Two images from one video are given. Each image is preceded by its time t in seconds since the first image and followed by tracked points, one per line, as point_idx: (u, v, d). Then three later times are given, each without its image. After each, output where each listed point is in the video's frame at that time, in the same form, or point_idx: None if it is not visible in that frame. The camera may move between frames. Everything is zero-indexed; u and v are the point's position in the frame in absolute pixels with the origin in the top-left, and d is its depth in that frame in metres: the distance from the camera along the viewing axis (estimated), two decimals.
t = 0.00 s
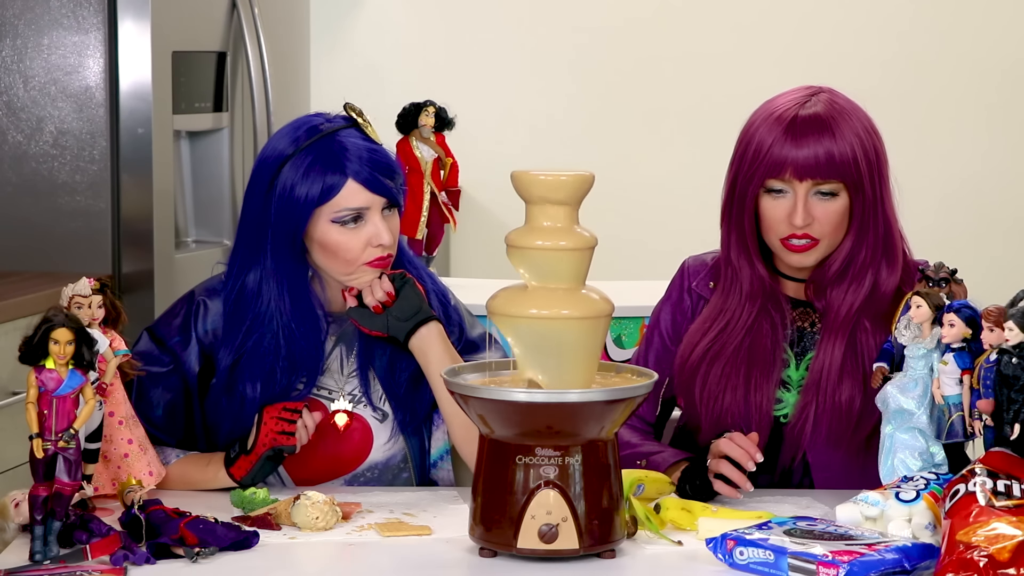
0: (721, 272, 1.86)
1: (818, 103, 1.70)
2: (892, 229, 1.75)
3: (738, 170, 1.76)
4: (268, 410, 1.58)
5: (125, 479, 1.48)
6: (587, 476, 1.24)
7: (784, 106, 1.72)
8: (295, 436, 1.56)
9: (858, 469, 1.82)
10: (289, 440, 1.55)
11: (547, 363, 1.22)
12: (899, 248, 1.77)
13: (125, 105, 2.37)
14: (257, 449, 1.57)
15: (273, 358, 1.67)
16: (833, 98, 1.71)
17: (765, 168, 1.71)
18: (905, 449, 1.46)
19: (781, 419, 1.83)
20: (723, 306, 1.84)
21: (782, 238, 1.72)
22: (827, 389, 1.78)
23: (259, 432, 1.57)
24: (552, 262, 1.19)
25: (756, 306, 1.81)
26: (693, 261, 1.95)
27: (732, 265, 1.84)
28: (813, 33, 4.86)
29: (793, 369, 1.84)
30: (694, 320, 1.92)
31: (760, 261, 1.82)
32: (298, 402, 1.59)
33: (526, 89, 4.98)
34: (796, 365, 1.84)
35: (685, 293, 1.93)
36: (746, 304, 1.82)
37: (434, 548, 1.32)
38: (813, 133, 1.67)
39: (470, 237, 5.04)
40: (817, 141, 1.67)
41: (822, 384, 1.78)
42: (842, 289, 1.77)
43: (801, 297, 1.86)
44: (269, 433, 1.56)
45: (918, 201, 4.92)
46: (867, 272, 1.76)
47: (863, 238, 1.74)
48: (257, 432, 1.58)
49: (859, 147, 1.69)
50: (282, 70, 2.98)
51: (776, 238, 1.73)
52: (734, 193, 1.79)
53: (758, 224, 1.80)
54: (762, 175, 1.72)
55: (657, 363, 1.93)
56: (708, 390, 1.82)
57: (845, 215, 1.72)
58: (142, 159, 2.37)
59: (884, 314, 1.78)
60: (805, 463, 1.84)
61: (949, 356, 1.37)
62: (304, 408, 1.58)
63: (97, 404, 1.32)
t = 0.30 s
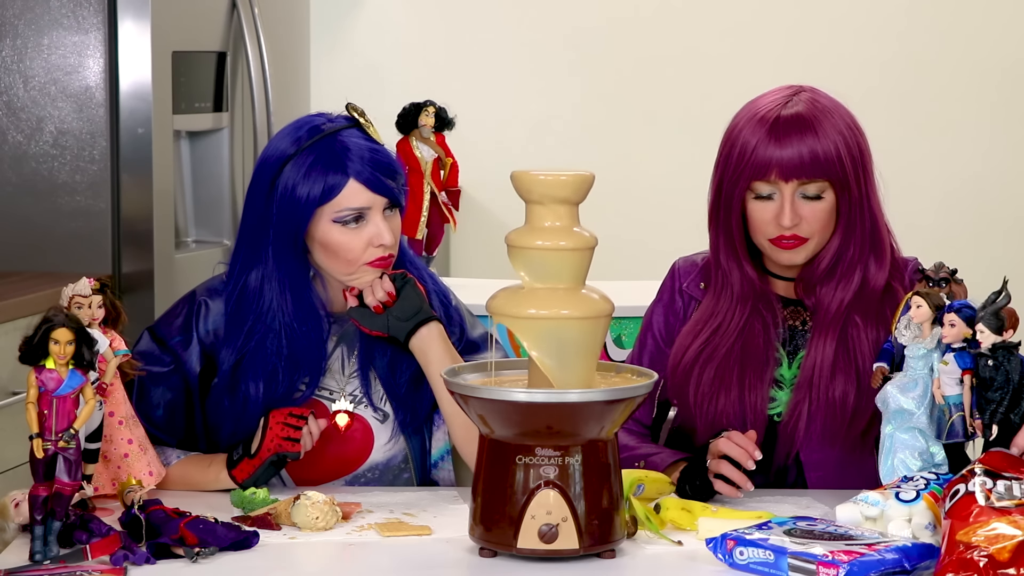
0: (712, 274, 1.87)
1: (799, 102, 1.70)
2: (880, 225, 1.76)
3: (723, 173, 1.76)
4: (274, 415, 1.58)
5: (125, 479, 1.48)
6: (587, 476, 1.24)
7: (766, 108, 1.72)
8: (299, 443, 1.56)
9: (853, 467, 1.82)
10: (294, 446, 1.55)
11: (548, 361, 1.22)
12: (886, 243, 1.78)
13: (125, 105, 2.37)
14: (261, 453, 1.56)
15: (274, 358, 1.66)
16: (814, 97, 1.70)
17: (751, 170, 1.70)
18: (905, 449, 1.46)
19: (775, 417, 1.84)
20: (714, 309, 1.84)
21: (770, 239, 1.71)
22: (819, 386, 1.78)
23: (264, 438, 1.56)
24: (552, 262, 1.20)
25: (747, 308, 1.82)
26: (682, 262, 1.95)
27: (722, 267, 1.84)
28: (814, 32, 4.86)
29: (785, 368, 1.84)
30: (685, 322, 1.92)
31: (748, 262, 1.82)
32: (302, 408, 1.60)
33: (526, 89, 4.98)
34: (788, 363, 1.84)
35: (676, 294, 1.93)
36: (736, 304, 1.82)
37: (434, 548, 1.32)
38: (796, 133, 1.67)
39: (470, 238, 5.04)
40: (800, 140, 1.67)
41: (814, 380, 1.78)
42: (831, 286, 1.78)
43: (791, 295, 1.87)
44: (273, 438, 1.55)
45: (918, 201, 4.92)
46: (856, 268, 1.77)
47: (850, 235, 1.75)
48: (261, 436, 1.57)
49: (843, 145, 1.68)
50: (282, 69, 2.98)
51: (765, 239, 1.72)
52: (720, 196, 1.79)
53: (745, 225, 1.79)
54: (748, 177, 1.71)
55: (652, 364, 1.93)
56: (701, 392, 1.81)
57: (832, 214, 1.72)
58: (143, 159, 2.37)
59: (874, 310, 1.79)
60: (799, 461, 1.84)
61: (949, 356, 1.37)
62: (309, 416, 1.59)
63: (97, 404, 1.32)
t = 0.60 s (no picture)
0: (705, 276, 1.86)
1: (789, 102, 1.70)
2: (873, 221, 1.77)
3: (715, 176, 1.75)
4: (280, 417, 1.58)
5: (125, 479, 1.48)
6: (587, 476, 1.24)
7: (756, 109, 1.72)
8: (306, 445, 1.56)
9: (848, 465, 1.82)
10: (300, 449, 1.55)
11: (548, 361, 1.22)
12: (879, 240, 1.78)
13: (125, 105, 2.37)
14: (267, 455, 1.56)
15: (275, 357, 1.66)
16: (804, 96, 1.71)
17: (746, 172, 1.70)
18: (905, 449, 1.46)
19: (771, 417, 1.83)
20: (708, 311, 1.84)
21: (768, 240, 1.71)
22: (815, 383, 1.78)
23: (269, 440, 1.56)
24: (552, 262, 1.19)
25: (741, 309, 1.82)
26: (672, 267, 1.95)
27: (716, 270, 1.84)
28: (815, 32, 4.85)
29: (780, 367, 1.84)
30: (680, 323, 1.91)
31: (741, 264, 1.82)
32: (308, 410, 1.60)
33: (527, 90, 4.98)
34: (783, 362, 1.84)
35: (670, 296, 1.92)
36: (731, 304, 1.83)
37: (434, 548, 1.32)
38: (790, 133, 1.67)
39: (470, 238, 5.04)
40: (794, 140, 1.67)
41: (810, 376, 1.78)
42: (826, 283, 1.79)
43: (784, 295, 1.87)
44: (280, 440, 1.56)
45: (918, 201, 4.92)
46: (850, 263, 1.77)
47: (845, 231, 1.75)
48: (267, 437, 1.58)
49: (835, 142, 1.69)
50: (281, 69, 2.98)
51: (762, 239, 1.72)
52: (712, 198, 1.78)
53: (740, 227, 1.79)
54: (744, 179, 1.70)
55: (648, 364, 1.94)
56: (698, 395, 1.81)
57: (827, 212, 1.73)
58: (142, 159, 2.37)
59: (869, 306, 1.79)
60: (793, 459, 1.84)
61: (949, 356, 1.37)
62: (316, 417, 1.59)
63: (97, 405, 1.32)
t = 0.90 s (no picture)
0: (703, 277, 1.87)
1: (786, 102, 1.70)
2: (870, 222, 1.77)
3: (712, 178, 1.75)
4: (278, 417, 1.59)
5: (125, 479, 1.48)
6: (587, 476, 1.24)
7: (752, 110, 1.72)
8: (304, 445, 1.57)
9: (847, 465, 1.82)
10: (298, 449, 1.56)
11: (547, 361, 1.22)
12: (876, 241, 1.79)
13: (125, 105, 2.37)
14: (266, 454, 1.56)
15: (275, 358, 1.66)
16: (800, 97, 1.71)
17: (743, 174, 1.70)
18: (905, 449, 1.46)
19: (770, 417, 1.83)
20: (706, 314, 1.84)
21: (765, 241, 1.71)
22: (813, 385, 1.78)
23: (268, 438, 1.57)
24: (552, 262, 1.19)
25: (740, 309, 1.82)
26: (671, 267, 1.94)
27: (713, 271, 1.84)
28: (816, 30, 4.85)
29: (778, 367, 1.84)
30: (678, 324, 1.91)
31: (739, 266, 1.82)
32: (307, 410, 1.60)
33: (527, 89, 4.98)
34: (781, 363, 1.84)
35: (669, 296, 1.92)
36: (730, 306, 1.83)
37: (435, 548, 1.32)
38: (786, 134, 1.67)
39: (470, 238, 5.04)
40: (791, 141, 1.67)
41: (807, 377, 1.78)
42: (824, 282, 1.79)
43: (782, 295, 1.88)
44: (278, 439, 1.56)
45: (919, 201, 4.91)
46: (847, 263, 1.78)
47: (842, 231, 1.76)
48: (266, 436, 1.58)
49: (832, 143, 1.69)
50: (281, 69, 2.98)
51: (759, 240, 1.72)
52: (709, 198, 1.78)
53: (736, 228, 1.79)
54: (740, 182, 1.70)
55: (647, 363, 1.93)
56: (697, 397, 1.81)
57: (824, 212, 1.73)
58: (143, 159, 2.37)
59: (867, 307, 1.79)
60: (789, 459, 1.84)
61: (949, 356, 1.37)
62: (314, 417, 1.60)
63: (97, 404, 1.32)
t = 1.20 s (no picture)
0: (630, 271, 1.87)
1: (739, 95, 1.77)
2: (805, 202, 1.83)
3: (663, 163, 1.79)
4: (262, 421, 1.57)
5: (125, 479, 1.48)
6: (587, 476, 1.24)
7: (709, 97, 1.77)
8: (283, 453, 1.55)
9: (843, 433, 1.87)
10: (275, 456, 1.54)
11: (547, 362, 1.22)
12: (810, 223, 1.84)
13: (125, 105, 2.37)
14: (243, 458, 1.56)
15: (274, 340, 1.74)
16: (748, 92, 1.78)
17: (700, 154, 1.74)
18: (905, 449, 1.49)
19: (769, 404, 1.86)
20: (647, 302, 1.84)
21: (716, 221, 1.76)
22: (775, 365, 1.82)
23: (249, 442, 1.56)
24: (553, 262, 1.20)
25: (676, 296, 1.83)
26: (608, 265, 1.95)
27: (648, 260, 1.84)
28: (819, 27, 4.53)
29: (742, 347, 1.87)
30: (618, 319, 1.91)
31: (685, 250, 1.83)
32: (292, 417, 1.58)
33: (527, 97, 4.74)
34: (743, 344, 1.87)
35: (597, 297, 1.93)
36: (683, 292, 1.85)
37: (435, 548, 1.32)
38: (748, 122, 1.73)
39: (470, 238, 4.82)
40: (751, 130, 1.73)
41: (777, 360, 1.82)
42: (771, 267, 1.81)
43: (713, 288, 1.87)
44: (258, 445, 1.55)
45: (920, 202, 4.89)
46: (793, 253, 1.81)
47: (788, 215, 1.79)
48: (247, 441, 1.57)
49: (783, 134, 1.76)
50: (279, 70, 2.96)
51: (709, 222, 1.76)
52: (658, 184, 1.80)
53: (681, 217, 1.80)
54: (698, 161, 1.75)
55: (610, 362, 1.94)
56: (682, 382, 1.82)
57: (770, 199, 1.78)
58: (142, 158, 2.37)
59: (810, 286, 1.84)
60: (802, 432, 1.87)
61: (949, 356, 1.41)
62: (298, 424, 1.57)
63: (97, 405, 1.32)
